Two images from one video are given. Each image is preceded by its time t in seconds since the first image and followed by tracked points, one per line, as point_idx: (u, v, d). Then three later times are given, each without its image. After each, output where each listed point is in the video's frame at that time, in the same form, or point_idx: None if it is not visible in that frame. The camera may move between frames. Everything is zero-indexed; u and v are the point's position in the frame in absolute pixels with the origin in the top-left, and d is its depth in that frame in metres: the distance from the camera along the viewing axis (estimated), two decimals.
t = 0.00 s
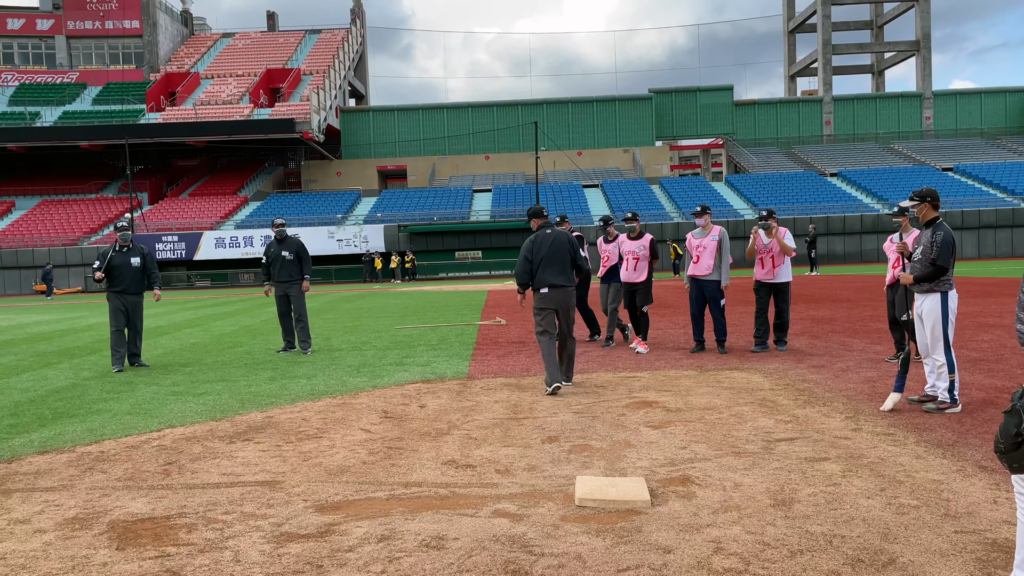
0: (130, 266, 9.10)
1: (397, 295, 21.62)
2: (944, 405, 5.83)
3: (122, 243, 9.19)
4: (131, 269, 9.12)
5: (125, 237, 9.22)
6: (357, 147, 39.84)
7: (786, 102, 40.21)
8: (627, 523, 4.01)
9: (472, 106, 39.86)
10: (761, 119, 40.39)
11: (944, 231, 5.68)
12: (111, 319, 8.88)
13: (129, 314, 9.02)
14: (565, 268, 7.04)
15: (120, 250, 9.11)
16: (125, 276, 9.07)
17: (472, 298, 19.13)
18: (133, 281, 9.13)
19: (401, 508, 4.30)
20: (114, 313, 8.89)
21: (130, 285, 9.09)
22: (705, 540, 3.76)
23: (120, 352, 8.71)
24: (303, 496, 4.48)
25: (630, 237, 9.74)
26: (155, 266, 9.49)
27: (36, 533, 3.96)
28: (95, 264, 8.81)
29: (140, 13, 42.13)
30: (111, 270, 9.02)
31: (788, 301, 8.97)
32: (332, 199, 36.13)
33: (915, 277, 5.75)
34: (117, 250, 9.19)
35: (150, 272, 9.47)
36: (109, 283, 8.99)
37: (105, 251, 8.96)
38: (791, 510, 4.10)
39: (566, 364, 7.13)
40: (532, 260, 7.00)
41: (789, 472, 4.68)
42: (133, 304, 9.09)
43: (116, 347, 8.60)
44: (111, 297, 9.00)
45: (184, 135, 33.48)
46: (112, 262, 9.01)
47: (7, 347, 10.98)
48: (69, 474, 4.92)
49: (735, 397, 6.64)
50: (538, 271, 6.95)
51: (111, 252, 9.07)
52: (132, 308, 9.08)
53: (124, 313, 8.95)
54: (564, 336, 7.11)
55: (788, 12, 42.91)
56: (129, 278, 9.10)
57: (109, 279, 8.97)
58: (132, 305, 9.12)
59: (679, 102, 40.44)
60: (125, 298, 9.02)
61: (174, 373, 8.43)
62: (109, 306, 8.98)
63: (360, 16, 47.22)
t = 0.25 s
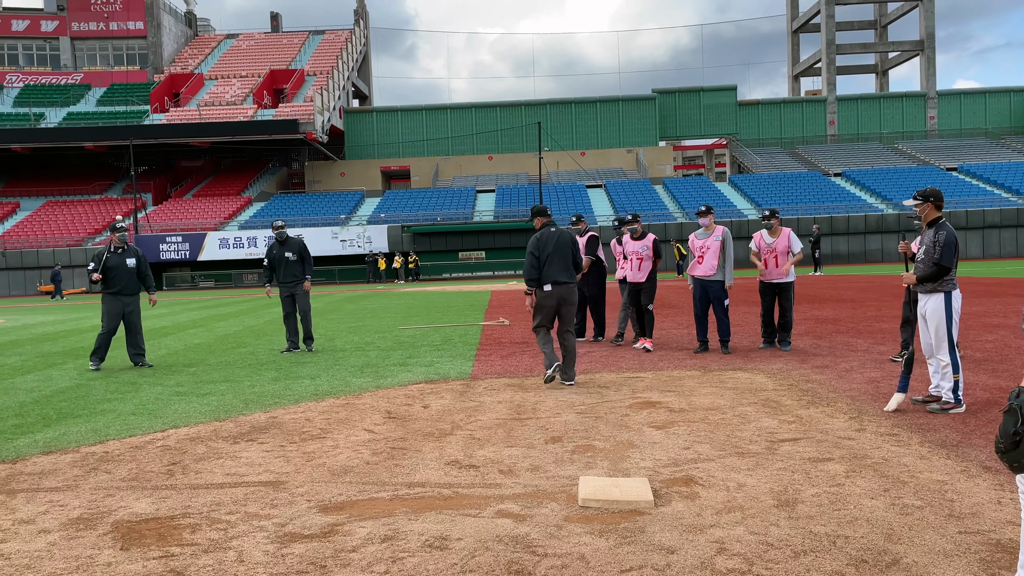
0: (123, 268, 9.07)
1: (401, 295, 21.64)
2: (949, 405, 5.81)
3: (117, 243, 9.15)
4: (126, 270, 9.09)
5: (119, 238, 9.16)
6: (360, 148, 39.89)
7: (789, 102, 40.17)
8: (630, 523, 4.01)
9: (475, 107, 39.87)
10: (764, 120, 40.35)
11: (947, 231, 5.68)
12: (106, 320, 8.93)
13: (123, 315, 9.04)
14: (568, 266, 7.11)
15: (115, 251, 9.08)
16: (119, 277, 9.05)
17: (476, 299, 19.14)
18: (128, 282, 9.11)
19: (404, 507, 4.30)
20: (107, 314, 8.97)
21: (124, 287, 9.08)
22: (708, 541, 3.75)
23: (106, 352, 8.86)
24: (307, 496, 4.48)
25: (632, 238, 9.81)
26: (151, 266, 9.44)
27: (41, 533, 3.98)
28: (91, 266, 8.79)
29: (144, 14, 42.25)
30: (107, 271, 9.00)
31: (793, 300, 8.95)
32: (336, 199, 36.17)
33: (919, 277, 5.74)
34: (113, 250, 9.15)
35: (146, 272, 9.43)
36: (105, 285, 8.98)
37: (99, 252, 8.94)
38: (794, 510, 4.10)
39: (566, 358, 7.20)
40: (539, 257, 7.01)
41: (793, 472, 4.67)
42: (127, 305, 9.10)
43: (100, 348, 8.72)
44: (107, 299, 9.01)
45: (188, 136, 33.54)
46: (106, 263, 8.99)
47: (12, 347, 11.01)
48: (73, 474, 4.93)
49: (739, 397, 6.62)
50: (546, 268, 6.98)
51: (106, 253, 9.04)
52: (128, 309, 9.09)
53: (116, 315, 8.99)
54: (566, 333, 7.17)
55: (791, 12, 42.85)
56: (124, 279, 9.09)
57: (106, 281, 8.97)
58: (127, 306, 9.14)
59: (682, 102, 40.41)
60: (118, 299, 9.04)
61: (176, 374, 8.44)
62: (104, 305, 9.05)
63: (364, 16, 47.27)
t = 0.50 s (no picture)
0: (113, 273, 9.02)
1: (404, 296, 21.64)
2: (953, 406, 5.78)
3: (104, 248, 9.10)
4: (115, 275, 9.06)
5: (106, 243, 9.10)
6: (364, 149, 39.92)
7: (792, 102, 40.13)
8: (633, 524, 4.01)
9: (478, 107, 39.90)
10: (768, 120, 40.32)
11: (951, 232, 5.64)
12: (94, 325, 8.88)
13: (113, 319, 9.04)
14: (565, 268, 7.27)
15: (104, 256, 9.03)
16: (108, 282, 9.00)
17: (479, 300, 19.14)
18: (117, 287, 9.07)
19: (408, 508, 4.31)
20: (95, 318, 8.92)
21: (114, 292, 9.05)
22: (712, 542, 3.75)
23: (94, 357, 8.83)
24: (311, 497, 4.49)
25: (639, 237, 9.80)
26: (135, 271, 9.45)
27: (45, 534, 3.99)
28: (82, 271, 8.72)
29: (147, 16, 42.37)
30: (97, 275, 8.93)
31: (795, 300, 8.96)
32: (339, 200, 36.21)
33: (922, 278, 5.72)
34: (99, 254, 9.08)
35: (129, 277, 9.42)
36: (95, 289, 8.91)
37: (88, 257, 8.87)
38: (798, 511, 4.09)
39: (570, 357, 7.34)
40: (539, 259, 7.13)
41: (796, 473, 4.66)
42: (116, 310, 9.08)
43: (90, 353, 8.68)
44: (96, 303, 8.94)
45: (192, 137, 33.59)
46: (96, 267, 8.93)
47: (18, 349, 11.05)
48: (77, 475, 4.94)
49: (742, 398, 6.62)
50: (548, 270, 7.10)
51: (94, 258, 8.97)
52: (118, 314, 9.07)
53: (105, 320, 8.96)
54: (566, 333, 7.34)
55: (794, 12, 42.82)
56: (113, 284, 9.05)
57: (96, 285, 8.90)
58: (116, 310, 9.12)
59: (685, 103, 40.38)
60: (108, 304, 9.01)
61: (180, 375, 8.45)
62: (90, 310, 8.98)
63: (367, 17, 47.36)
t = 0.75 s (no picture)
0: (106, 271, 9.19)
1: (408, 297, 21.64)
2: (957, 407, 5.77)
3: (95, 246, 9.23)
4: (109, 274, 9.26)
5: (96, 242, 9.24)
6: (367, 149, 39.96)
7: (796, 103, 40.09)
8: (637, 525, 4.01)
9: (481, 108, 39.93)
10: (772, 121, 40.29)
11: (957, 232, 5.63)
12: (88, 323, 8.95)
13: (105, 317, 9.14)
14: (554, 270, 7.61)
15: (95, 255, 9.16)
16: (101, 280, 9.13)
17: (483, 301, 19.14)
18: (108, 285, 9.21)
19: (412, 509, 4.31)
20: (90, 316, 8.98)
21: (106, 290, 9.18)
22: (715, 543, 3.75)
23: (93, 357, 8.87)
24: (315, 498, 4.50)
25: (648, 238, 9.75)
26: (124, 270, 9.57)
27: (50, 535, 4.00)
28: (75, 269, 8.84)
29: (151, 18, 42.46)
30: (89, 273, 9.04)
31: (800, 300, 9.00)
32: (343, 201, 36.25)
33: (929, 279, 5.71)
34: (90, 253, 9.19)
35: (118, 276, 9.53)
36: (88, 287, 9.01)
37: (81, 255, 8.97)
38: (803, 512, 4.09)
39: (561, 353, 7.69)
40: (534, 260, 7.36)
41: (801, 474, 4.66)
42: (106, 308, 9.19)
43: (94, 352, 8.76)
44: (88, 301, 9.03)
45: (196, 138, 33.64)
46: (87, 265, 9.05)
47: (23, 350, 11.08)
48: (82, 476, 4.95)
49: (746, 399, 6.61)
50: (544, 271, 7.39)
51: (85, 257, 9.09)
52: (110, 311, 9.18)
53: (98, 318, 9.05)
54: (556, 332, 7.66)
55: (798, 13, 42.75)
56: (104, 281, 9.17)
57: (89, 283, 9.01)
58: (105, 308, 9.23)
59: (689, 103, 40.34)
60: (102, 302, 9.14)
61: (184, 376, 8.46)
62: (81, 308, 9.01)
63: (371, 19, 47.41)
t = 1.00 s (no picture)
0: (102, 271, 9.19)
1: (411, 299, 21.63)
2: (961, 408, 5.76)
3: (92, 247, 9.26)
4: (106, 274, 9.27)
5: (93, 243, 9.27)
6: (370, 151, 40.01)
7: (799, 104, 40.05)
8: (640, 527, 4.00)
9: (484, 110, 39.98)
10: (775, 122, 40.25)
11: (963, 235, 5.62)
12: (87, 324, 9.00)
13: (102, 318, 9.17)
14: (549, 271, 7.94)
15: (91, 256, 9.19)
16: (98, 280, 9.15)
17: (486, 302, 19.13)
18: (106, 285, 9.23)
19: (415, 510, 4.31)
20: (90, 318, 9.03)
21: (104, 290, 9.20)
22: (718, 544, 3.75)
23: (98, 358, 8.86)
24: (319, 498, 4.50)
25: (656, 238, 9.76)
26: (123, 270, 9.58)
27: (55, 536, 4.01)
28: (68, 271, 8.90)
29: (155, 19, 42.56)
30: (86, 275, 9.08)
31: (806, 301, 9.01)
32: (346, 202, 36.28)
33: (934, 281, 5.72)
34: (87, 255, 9.23)
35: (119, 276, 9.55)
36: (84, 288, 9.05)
37: (77, 257, 9.00)
38: (806, 514, 4.08)
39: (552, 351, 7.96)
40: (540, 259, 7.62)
41: (804, 475, 4.66)
42: (105, 308, 9.22)
43: (96, 353, 8.80)
44: (86, 303, 9.07)
45: (199, 140, 33.67)
46: (84, 267, 9.09)
47: (28, 351, 11.10)
48: (86, 476, 4.97)
49: (750, 400, 6.60)
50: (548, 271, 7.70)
51: (82, 258, 9.13)
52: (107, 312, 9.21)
53: (97, 318, 9.10)
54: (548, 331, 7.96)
55: (801, 13, 42.71)
56: (101, 282, 9.19)
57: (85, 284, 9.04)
58: (105, 308, 9.27)
59: (692, 104, 40.30)
60: (100, 303, 9.17)
61: (187, 377, 8.48)
62: (81, 310, 9.06)
63: (374, 20, 47.48)
